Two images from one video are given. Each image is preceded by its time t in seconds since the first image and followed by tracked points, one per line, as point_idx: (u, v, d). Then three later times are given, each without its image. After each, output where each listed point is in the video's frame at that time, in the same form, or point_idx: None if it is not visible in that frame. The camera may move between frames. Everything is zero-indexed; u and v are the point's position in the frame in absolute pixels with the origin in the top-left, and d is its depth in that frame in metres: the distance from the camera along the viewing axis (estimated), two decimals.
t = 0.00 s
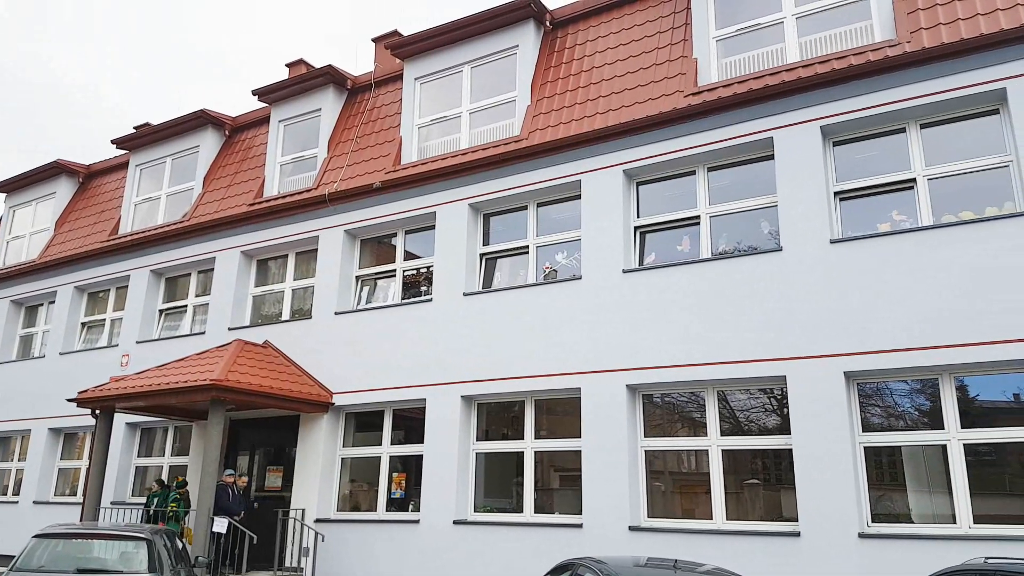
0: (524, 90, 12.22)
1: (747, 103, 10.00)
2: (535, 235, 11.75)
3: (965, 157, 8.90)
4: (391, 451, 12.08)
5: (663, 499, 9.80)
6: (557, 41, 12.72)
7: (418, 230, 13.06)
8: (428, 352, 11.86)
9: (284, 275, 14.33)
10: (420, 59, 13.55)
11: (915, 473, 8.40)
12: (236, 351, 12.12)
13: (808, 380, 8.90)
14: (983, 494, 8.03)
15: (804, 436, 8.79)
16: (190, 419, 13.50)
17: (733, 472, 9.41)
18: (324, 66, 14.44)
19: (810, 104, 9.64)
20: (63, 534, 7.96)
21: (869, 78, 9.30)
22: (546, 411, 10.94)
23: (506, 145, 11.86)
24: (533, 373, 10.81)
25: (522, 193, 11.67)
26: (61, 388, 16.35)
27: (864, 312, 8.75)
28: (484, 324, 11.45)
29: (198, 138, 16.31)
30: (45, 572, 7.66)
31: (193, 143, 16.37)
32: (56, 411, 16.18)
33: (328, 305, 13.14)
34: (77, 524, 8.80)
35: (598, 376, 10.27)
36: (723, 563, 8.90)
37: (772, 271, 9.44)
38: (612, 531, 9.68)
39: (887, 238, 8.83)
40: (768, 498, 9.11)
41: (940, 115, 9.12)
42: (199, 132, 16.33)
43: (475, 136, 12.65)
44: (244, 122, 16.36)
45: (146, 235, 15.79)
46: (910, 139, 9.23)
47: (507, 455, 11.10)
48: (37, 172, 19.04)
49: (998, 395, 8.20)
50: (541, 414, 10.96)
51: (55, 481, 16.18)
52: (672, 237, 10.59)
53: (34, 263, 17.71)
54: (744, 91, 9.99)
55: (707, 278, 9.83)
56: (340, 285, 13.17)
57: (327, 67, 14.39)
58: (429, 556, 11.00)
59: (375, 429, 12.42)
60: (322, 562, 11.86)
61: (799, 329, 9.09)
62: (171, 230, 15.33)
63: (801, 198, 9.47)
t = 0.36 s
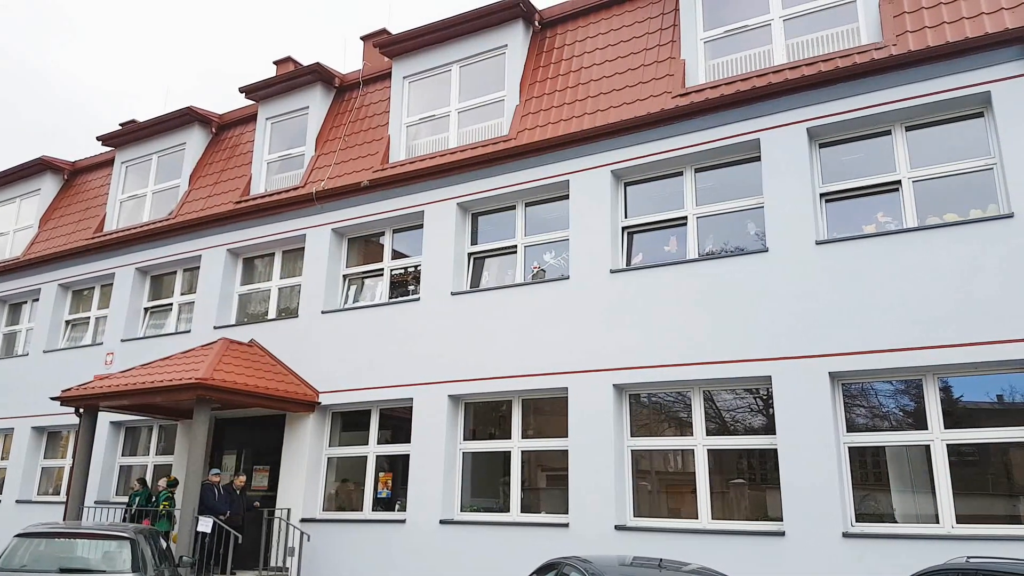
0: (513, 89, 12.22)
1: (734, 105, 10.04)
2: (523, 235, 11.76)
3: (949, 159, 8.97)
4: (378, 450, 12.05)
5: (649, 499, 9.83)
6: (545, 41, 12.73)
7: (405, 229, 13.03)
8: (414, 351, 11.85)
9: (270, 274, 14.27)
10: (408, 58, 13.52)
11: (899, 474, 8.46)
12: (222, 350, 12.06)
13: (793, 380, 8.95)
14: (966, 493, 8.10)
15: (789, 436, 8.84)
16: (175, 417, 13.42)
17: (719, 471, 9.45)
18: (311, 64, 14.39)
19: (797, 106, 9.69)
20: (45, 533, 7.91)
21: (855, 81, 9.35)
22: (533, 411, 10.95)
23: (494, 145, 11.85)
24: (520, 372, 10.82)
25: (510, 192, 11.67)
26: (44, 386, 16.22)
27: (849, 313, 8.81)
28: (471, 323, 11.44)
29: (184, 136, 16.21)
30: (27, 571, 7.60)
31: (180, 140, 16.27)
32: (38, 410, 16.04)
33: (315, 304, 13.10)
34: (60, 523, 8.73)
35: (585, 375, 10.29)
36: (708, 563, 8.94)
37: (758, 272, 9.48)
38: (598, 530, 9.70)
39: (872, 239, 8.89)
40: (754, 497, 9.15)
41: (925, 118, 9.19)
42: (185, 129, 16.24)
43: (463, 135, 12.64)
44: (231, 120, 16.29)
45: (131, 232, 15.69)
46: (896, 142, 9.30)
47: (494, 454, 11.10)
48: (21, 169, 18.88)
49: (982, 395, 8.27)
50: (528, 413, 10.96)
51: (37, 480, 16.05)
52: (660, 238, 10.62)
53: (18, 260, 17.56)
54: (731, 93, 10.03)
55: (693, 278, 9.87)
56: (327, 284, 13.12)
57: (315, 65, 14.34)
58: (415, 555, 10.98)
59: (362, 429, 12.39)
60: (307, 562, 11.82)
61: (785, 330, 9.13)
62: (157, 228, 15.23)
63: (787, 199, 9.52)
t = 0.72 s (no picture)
0: (500, 89, 12.22)
1: (721, 106, 10.08)
2: (510, 234, 11.75)
3: (933, 162, 9.04)
4: (363, 450, 12.02)
5: (634, 498, 9.86)
6: (534, 41, 12.73)
7: (392, 228, 13.01)
8: (400, 350, 11.83)
9: (255, 272, 14.20)
10: (396, 56, 13.48)
11: (881, 474, 8.53)
12: (206, 348, 11.99)
13: (777, 380, 9.00)
14: (947, 494, 8.17)
15: (773, 435, 8.89)
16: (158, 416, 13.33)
17: (704, 471, 9.49)
18: (298, 61, 14.33)
19: (783, 108, 9.74)
20: (26, 532, 7.83)
21: (841, 83, 9.41)
22: (519, 411, 10.95)
23: (482, 144, 11.85)
24: (506, 372, 10.82)
25: (497, 192, 11.67)
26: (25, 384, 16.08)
27: (833, 315, 8.86)
28: (458, 322, 11.43)
29: (169, 132, 16.10)
30: (7, 570, 7.53)
31: (164, 136, 16.16)
32: (19, 408, 15.89)
33: (301, 302, 13.04)
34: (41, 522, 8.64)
35: (571, 375, 10.31)
36: (692, 562, 8.97)
37: (743, 273, 9.52)
38: (583, 530, 9.72)
39: (856, 241, 8.95)
40: (738, 497, 9.19)
41: (910, 121, 9.26)
42: (170, 126, 16.13)
43: (451, 134, 12.62)
44: (216, 116, 16.19)
45: (115, 229, 15.57)
46: (880, 144, 9.37)
47: (480, 453, 11.09)
48: (3, 164, 18.69)
49: (964, 396, 8.34)
50: (515, 413, 10.96)
51: (18, 479, 15.90)
52: (646, 238, 10.65)
53: None
54: (718, 94, 10.06)
55: (679, 279, 9.90)
56: (312, 282, 13.07)
57: (302, 62, 14.28)
58: (400, 555, 10.95)
59: (347, 428, 12.35)
60: (292, 561, 11.78)
61: (770, 331, 9.18)
62: (141, 225, 15.12)
63: (772, 201, 9.57)
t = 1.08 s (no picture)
0: (487, 88, 12.21)
1: (706, 108, 10.12)
2: (496, 234, 11.75)
3: (914, 165, 9.12)
4: (347, 449, 11.98)
5: (618, 497, 9.88)
6: (521, 40, 12.74)
7: (377, 226, 12.97)
8: (384, 349, 11.81)
9: (238, 270, 14.12)
10: (382, 54, 13.44)
11: (862, 474, 8.61)
12: (188, 346, 11.91)
13: (760, 381, 9.05)
14: (927, 493, 8.24)
15: (755, 435, 8.94)
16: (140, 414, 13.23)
17: (686, 470, 9.53)
18: (283, 58, 14.27)
19: (768, 110, 9.79)
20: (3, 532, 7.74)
21: (825, 86, 9.48)
22: (503, 410, 10.95)
23: (468, 144, 11.84)
24: (490, 371, 10.82)
25: (483, 191, 11.66)
26: (4, 382, 15.91)
27: (816, 316, 8.93)
28: (442, 321, 11.43)
29: (152, 128, 15.98)
30: None
31: (147, 132, 16.04)
32: None
33: (284, 301, 12.98)
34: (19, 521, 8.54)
35: (555, 375, 10.32)
36: (675, 561, 9.01)
37: (727, 274, 9.57)
38: (567, 529, 9.74)
39: (839, 243, 9.02)
40: (720, 496, 9.24)
41: (892, 124, 9.34)
42: (153, 121, 16.01)
43: (437, 133, 12.61)
44: (200, 113, 16.08)
45: (96, 225, 15.44)
46: (862, 147, 9.44)
47: (464, 453, 11.09)
48: None
49: (944, 398, 8.42)
50: (499, 412, 10.97)
51: None
52: (632, 239, 10.68)
53: None
54: (703, 96, 10.11)
55: (663, 279, 9.94)
56: (296, 281, 13.01)
57: (288, 59, 14.21)
58: (384, 554, 10.93)
59: (331, 427, 12.31)
60: (274, 560, 11.72)
61: (753, 332, 9.23)
62: (123, 222, 15.00)
63: (756, 202, 9.62)
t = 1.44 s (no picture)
0: (472, 86, 12.20)
1: (689, 109, 10.16)
2: (480, 233, 11.74)
3: (894, 168, 9.21)
4: (328, 447, 11.93)
5: (599, 496, 9.91)
6: (505, 39, 12.73)
7: (360, 224, 12.93)
8: (366, 348, 11.77)
9: (218, 266, 14.02)
10: (366, 50, 13.38)
11: (839, 473, 8.68)
12: (167, 343, 11.81)
13: (740, 381, 9.11)
14: (903, 493, 8.33)
15: (734, 435, 9.00)
16: (117, 411, 13.11)
17: (667, 469, 9.57)
18: (266, 54, 14.18)
19: (750, 112, 9.84)
20: None
21: (806, 89, 9.55)
22: (486, 409, 10.95)
23: (452, 142, 11.82)
24: (472, 370, 10.81)
25: (466, 190, 11.65)
26: None
27: (796, 317, 8.99)
28: (424, 320, 11.40)
29: (132, 123, 15.82)
30: None
31: (127, 127, 15.88)
32: None
33: (265, 298, 12.90)
34: None
35: (537, 374, 10.33)
36: (654, 560, 9.05)
37: (708, 275, 9.62)
38: (548, 527, 9.76)
39: (819, 245, 9.09)
40: (700, 495, 9.29)
41: (873, 128, 9.43)
42: (133, 116, 15.85)
43: (421, 131, 12.57)
44: (181, 107, 15.94)
45: (74, 221, 15.27)
46: (843, 150, 9.52)
47: (446, 452, 11.07)
48: None
49: (922, 399, 8.51)
50: (481, 411, 10.96)
51: None
52: (615, 239, 10.71)
53: None
54: (687, 97, 10.15)
55: (645, 279, 9.97)
56: (277, 278, 12.94)
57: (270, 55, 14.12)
58: (364, 553, 10.89)
59: (312, 425, 12.25)
60: (253, 559, 11.65)
61: (734, 333, 9.28)
62: (101, 217, 14.84)
63: (737, 204, 9.67)
